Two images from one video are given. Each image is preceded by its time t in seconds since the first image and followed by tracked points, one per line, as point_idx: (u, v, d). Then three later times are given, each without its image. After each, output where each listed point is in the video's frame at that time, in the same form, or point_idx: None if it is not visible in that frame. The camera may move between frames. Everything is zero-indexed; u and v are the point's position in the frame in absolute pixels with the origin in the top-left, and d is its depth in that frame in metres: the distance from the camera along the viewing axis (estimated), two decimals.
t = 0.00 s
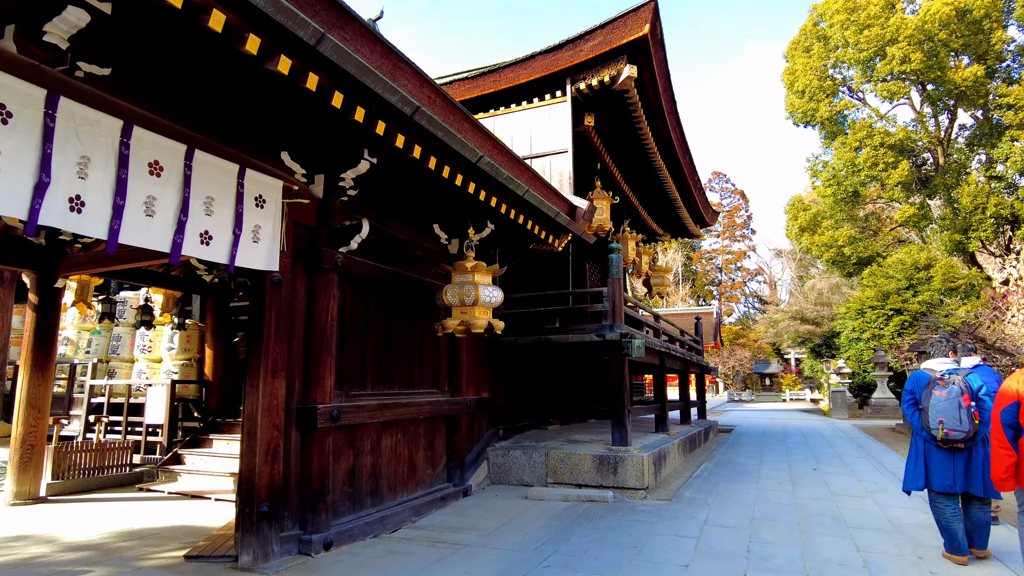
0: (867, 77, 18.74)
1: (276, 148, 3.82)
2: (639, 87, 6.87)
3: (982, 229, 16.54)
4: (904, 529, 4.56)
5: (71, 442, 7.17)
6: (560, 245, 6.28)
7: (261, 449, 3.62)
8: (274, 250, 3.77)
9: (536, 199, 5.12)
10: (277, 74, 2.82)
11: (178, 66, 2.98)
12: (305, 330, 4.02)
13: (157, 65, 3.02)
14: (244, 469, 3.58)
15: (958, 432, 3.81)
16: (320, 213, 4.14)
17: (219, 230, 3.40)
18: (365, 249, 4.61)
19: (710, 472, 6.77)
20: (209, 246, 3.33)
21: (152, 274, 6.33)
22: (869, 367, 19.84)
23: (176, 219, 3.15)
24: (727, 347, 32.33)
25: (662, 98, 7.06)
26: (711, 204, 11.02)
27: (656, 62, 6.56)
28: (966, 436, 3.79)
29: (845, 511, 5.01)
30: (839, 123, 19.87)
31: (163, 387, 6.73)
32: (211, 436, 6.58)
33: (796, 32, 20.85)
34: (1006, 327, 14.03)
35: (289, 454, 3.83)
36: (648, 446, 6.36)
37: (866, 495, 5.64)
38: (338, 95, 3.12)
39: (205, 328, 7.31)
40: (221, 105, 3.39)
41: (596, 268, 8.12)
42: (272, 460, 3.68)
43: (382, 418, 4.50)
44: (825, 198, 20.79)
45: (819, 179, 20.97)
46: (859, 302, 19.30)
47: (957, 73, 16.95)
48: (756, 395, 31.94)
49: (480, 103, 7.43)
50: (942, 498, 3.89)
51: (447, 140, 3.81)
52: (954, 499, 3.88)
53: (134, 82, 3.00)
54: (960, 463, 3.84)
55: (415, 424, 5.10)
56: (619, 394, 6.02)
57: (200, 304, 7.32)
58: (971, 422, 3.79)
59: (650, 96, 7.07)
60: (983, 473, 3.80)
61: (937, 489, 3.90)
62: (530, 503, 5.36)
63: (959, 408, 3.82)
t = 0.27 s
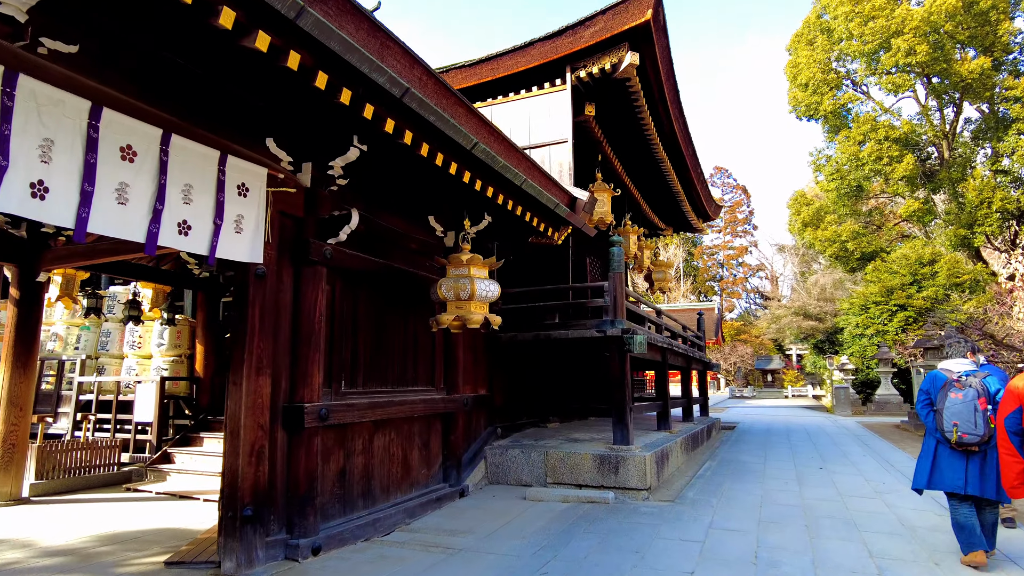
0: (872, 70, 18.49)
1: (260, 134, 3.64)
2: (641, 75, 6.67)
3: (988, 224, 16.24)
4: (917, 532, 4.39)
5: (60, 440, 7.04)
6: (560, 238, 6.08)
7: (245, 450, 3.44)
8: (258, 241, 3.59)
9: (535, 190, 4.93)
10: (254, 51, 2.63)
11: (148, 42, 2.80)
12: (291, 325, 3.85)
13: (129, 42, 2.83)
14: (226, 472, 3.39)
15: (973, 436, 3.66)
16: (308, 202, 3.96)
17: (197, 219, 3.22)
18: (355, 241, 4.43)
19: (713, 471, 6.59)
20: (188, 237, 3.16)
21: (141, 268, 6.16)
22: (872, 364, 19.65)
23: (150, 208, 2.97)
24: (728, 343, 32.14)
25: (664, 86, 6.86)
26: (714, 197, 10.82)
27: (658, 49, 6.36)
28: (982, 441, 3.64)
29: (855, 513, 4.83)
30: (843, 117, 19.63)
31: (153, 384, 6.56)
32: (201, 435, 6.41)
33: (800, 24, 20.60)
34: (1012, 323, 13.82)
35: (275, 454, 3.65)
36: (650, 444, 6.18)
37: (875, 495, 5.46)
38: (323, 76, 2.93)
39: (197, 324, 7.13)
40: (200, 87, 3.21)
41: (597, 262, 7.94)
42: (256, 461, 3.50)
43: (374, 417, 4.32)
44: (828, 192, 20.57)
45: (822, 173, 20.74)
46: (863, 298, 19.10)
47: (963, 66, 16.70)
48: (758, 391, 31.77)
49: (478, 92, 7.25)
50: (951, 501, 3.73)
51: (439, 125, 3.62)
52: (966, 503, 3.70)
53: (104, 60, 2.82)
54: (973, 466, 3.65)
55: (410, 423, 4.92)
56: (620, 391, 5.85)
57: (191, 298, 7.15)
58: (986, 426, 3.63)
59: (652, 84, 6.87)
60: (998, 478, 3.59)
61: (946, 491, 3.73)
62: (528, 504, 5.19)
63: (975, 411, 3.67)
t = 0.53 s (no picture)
0: (880, 65, 18.23)
1: (249, 119, 3.47)
2: (648, 64, 6.49)
3: (999, 221, 15.88)
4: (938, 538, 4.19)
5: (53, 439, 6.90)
6: (564, 232, 5.90)
7: (232, 451, 3.26)
8: (247, 231, 3.41)
9: (540, 181, 4.73)
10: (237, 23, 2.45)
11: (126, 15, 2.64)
12: (282, 320, 3.69)
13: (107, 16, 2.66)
14: (213, 474, 3.22)
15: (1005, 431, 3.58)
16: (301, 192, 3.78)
17: (182, 206, 3.04)
18: (351, 233, 4.26)
19: (722, 473, 6.40)
20: (172, 226, 2.98)
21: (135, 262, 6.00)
22: (881, 363, 19.38)
23: (130, 193, 2.80)
24: (734, 342, 31.87)
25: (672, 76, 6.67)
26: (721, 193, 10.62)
27: (666, 36, 6.17)
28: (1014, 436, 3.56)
29: (872, 517, 4.63)
30: (851, 113, 19.37)
31: (147, 381, 6.41)
32: (196, 434, 6.24)
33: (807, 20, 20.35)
34: None
35: (265, 455, 3.48)
36: (657, 445, 5.99)
37: (892, 498, 5.26)
38: (312, 53, 2.76)
39: (192, 321, 6.97)
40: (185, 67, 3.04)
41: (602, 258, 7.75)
42: (245, 462, 3.33)
43: (370, 416, 4.15)
44: (836, 189, 20.30)
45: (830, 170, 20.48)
46: (871, 296, 18.84)
47: (974, 60, 16.42)
48: (764, 391, 31.48)
49: (481, 82, 7.08)
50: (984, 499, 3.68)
51: (437, 109, 3.43)
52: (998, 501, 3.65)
53: (78, 36, 2.65)
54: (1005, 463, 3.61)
55: (408, 422, 4.74)
56: (626, 390, 5.67)
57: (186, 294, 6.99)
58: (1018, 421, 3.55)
59: (660, 74, 6.68)
60: None
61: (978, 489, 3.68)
62: (531, 506, 5.01)
63: (1005, 406, 3.59)
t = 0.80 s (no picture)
0: (897, 59, 17.85)
1: (241, 109, 3.30)
2: (660, 55, 6.27)
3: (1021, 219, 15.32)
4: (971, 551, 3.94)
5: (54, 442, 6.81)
6: (574, 229, 5.69)
7: (222, 458, 3.09)
8: (239, 226, 3.24)
9: (548, 175, 4.52)
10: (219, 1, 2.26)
11: None
12: (277, 321, 3.52)
13: None
14: (202, 482, 3.05)
15: None
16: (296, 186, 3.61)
17: (168, 201, 2.87)
18: (351, 230, 4.08)
19: (738, 478, 6.16)
20: (158, 221, 2.82)
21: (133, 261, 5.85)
22: (898, 364, 19.00)
23: (111, 186, 2.63)
24: (747, 342, 31.49)
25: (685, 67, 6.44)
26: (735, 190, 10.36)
27: (679, 25, 5.94)
28: None
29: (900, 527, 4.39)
30: (866, 109, 19.00)
31: (147, 383, 6.27)
32: (196, 437, 6.09)
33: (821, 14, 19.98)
34: None
35: (259, 462, 3.32)
36: (670, 450, 5.76)
37: (919, 507, 5.00)
38: (303, 36, 2.57)
39: (193, 321, 6.82)
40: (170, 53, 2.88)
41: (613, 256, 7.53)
42: (237, 470, 3.16)
43: (370, 421, 3.97)
44: (851, 187, 19.94)
45: (845, 167, 20.12)
46: (888, 296, 18.47)
47: (994, 54, 16.02)
48: (778, 391, 31.07)
49: (488, 76, 6.91)
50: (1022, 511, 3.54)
51: (438, 96, 3.23)
52: None
53: (54, 18, 2.49)
54: None
55: (412, 426, 4.56)
56: (638, 393, 5.46)
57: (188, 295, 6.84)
58: None
59: (673, 65, 6.45)
60: None
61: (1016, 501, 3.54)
62: (539, 514, 4.81)
63: None
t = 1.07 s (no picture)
0: (914, 52, 17.46)
1: (230, 94, 3.15)
2: (671, 42, 6.07)
3: None
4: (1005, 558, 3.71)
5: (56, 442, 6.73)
6: (583, 223, 5.51)
7: (211, 459, 2.95)
8: (229, 218, 3.09)
9: (556, 165, 4.33)
10: None
11: None
12: (269, 317, 3.38)
13: None
14: (190, 485, 2.90)
15: None
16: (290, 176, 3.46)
17: (152, 189, 2.73)
18: (349, 222, 3.93)
19: (755, 480, 5.94)
20: (140, 210, 2.67)
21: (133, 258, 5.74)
22: (917, 362, 18.60)
23: (89, 173, 2.49)
24: (761, 341, 31.10)
25: (697, 56, 6.24)
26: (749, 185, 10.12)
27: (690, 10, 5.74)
28: None
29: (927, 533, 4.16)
30: (883, 102, 18.63)
31: (148, 382, 6.17)
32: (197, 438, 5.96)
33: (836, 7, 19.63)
34: None
35: (251, 464, 3.17)
36: (684, 450, 5.56)
37: (946, 511, 4.75)
38: (288, 12, 2.40)
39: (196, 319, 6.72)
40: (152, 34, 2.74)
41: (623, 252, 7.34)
42: (226, 472, 3.02)
43: (369, 421, 3.81)
44: (868, 182, 19.56)
45: (861, 163, 19.75)
46: (906, 293, 18.08)
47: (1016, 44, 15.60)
48: (793, 391, 30.64)
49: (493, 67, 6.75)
50: None
51: (436, 78, 3.06)
52: None
53: None
54: None
55: (414, 427, 4.40)
56: (650, 391, 5.27)
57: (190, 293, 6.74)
58: None
59: (684, 53, 6.25)
60: None
61: None
62: (547, 517, 4.63)
63: None
